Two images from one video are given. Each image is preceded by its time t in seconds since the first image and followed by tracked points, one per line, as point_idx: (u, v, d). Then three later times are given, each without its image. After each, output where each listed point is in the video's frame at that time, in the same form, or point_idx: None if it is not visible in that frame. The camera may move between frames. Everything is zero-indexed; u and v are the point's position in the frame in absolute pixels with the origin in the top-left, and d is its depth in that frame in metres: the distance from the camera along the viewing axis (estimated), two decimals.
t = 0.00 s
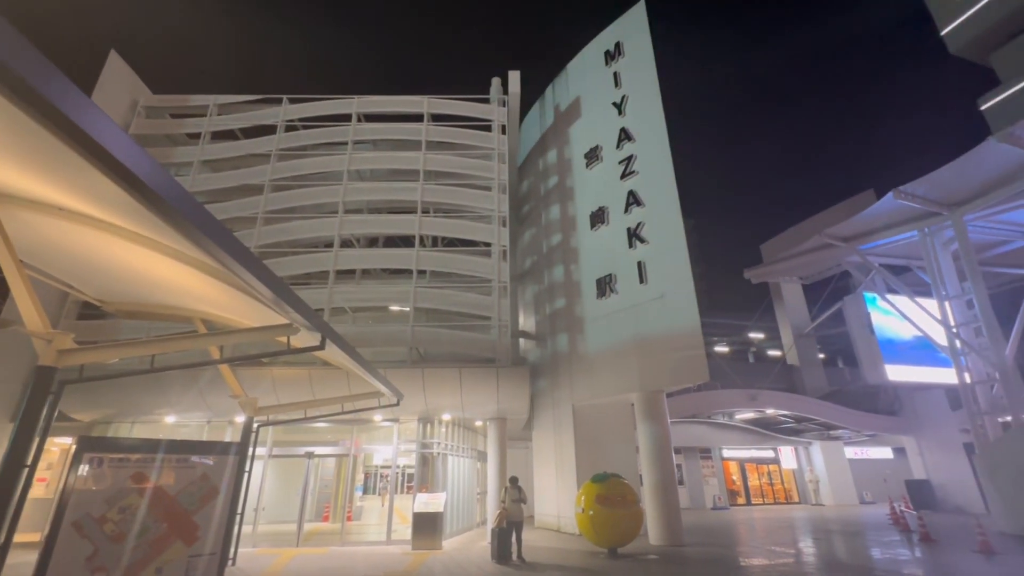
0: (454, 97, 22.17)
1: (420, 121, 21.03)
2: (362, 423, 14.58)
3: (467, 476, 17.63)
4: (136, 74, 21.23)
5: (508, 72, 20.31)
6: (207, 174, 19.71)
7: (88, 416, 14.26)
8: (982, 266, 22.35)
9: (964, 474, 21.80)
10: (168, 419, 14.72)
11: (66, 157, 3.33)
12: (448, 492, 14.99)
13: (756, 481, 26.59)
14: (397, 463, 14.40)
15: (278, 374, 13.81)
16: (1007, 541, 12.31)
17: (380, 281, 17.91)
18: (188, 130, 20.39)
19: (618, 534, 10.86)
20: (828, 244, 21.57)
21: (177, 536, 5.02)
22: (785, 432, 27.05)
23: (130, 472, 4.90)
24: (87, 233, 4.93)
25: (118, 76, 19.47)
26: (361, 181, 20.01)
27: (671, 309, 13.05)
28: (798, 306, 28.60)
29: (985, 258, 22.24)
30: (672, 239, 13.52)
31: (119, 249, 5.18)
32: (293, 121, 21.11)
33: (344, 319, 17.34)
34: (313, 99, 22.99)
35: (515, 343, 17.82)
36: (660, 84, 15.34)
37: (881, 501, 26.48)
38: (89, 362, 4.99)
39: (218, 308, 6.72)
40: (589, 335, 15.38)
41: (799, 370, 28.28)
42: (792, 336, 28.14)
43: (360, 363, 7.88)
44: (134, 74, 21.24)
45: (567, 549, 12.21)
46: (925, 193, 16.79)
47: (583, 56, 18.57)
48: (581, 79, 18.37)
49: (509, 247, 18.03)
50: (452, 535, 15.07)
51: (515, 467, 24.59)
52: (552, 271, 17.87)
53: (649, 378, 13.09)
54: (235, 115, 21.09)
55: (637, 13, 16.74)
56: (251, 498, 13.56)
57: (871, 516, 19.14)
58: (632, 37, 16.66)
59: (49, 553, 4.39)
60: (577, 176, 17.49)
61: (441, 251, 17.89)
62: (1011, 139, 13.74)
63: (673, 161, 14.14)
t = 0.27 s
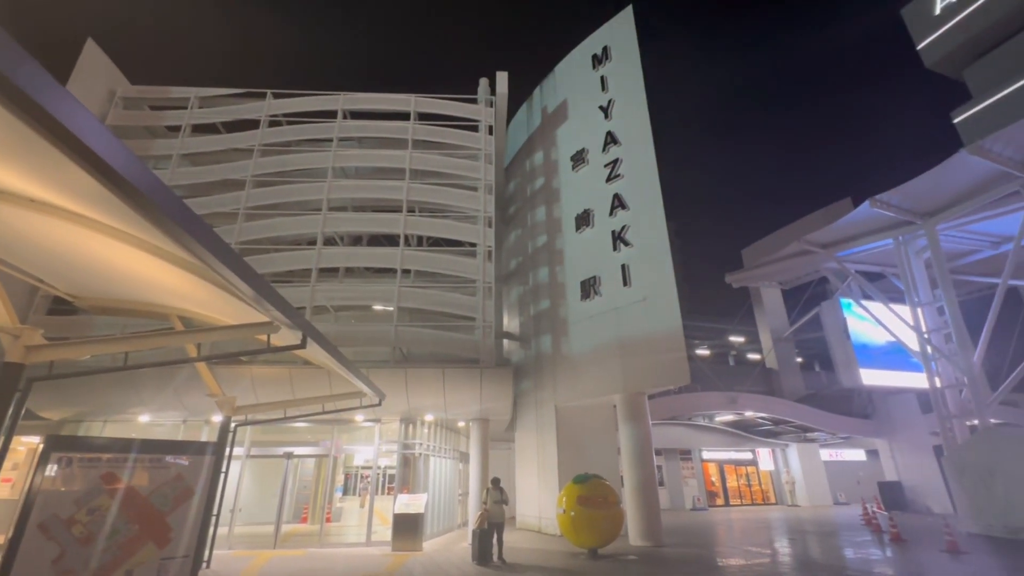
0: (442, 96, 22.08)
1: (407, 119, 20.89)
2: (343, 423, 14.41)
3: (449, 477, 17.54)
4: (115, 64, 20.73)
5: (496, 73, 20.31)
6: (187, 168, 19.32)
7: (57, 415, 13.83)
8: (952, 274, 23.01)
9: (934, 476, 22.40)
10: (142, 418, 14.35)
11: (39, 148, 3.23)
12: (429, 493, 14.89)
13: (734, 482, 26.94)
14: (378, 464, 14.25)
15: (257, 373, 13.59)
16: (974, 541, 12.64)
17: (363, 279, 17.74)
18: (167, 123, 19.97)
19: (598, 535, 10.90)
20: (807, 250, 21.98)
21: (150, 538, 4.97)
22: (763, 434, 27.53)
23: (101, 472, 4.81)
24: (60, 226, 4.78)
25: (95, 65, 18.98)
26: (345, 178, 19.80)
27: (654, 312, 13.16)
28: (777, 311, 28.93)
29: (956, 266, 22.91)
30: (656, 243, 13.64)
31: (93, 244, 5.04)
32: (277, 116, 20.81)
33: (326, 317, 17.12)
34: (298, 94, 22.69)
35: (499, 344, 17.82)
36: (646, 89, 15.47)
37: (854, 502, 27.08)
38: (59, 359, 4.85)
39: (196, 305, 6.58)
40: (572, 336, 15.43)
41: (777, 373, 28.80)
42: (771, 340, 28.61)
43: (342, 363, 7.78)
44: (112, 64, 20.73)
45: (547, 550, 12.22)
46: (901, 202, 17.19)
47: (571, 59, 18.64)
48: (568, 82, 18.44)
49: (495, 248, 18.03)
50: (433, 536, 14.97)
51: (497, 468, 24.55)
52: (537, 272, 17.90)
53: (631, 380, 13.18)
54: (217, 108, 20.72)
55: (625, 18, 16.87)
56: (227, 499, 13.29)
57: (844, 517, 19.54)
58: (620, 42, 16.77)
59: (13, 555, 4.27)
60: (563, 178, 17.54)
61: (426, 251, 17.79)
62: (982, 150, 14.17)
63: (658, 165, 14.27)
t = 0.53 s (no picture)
0: (427, 95, 21.96)
1: (391, 118, 20.73)
2: (321, 424, 14.23)
3: (428, 479, 17.42)
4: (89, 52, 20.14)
5: (481, 74, 20.31)
6: (163, 161, 18.85)
7: (20, 414, 13.30)
8: (920, 284, 23.76)
9: (901, 478, 23.05)
10: (110, 418, 13.88)
11: (10, 139, 3.12)
12: (408, 495, 14.75)
13: (711, 484, 27.29)
14: (356, 466, 14.04)
15: (233, 372, 13.32)
16: (937, 541, 13.05)
17: (343, 278, 17.50)
18: (143, 114, 19.49)
19: (575, 537, 10.94)
20: (783, 258, 22.40)
21: (117, 542, 4.93)
22: (739, 436, 27.93)
23: (65, 473, 4.65)
24: (30, 220, 4.62)
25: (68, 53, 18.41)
26: (327, 176, 19.53)
27: (634, 315, 13.26)
28: (754, 316, 29.43)
29: (924, 276, 23.68)
30: (637, 247, 13.77)
31: (65, 238, 4.89)
32: (258, 111, 20.44)
33: (305, 315, 16.79)
34: (280, 89, 22.36)
35: (480, 346, 17.77)
36: (630, 95, 15.63)
37: (825, 503, 27.71)
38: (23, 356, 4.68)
39: (170, 303, 6.42)
40: (553, 338, 15.48)
41: (754, 377, 29.32)
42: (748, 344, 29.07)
43: (320, 362, 7.66)
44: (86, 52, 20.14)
45: (525, 553, 12.21)
46: (874, 212, 17.64)
47: (556, 63, 18.73)
48: (553, 86, 18.52)
49: (478, 249, 18.00)
50: (411, 539, 14.82)
51: (477, 470, 24.45)
52: (519, 275, 17.91)
53: (611, 383, 13.27)
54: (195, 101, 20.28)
55: (610, 25, 17.03)
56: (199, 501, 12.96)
57: (816, 519, 19.95)
58: (605, 47, 16.91)
59: None
60: (547, 181, 17.59)
61: (408, 251, 17.64)
62: (951, 164, 14.65)
63: (641, 171, 14.42)
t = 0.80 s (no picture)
0: (409, 97, 21.83)
1: (373, 118, 20.54)
2: (294, 427, 13.98)
3: (403, 483, 17.19)
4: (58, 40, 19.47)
5: (465, 78, 20.31)
6: (134, 155, 18.31)
7: None
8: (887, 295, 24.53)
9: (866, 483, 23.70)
10: (70, 420, 13.33)
11: None
12: (382, 500, 14.54)
13: (684, 489, 27.61)
14: (330, 471, 13.73)
15: (203, 374, 12.95)
16: (899, 544, 13.43)
17: (320, 279, 17.22)
18: (114, 106, 18.93)
19: (551, 542, 10.93)
20: (758, 267, 22.85)
21: (74, 549, 4.74)
22: (712, 442, 28.35)
23: (20, 477, 4.37)
24: None
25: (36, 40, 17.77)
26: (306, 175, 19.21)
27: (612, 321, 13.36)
28: (730, 324, 29.91)
29: (890, 287, 24.53)
30: (616, 254, 13.89)
31: (27, 232, 4.69)
32: (235, 106, 20.02)
33: (280, 316, 16.47)
34: (259, 85, 21.96)
35: (459, 349, 17.68)
36: (612, 103, 15.80)
37: (794, 508, 28.31)
38: None
39: (139, 301, 6.22)
40: (532, 343, 15.48)
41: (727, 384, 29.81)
42: (722, 351, 29.54)
43: (295, 364, 7.49)
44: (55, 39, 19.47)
45: (500, 558, 12.14)
46: (844, 225, 18.18)
47: (540, 69, 18.82)
48: (536, 92, 18.60)
49: (458, 252, 17.92)
50: (385, 545, 14.61)
51: (452, 475, 24.28)
52: (499, 279, 17.88)
53: (588, 388, 13.33)
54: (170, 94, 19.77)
55: (594, 34, 17.20)
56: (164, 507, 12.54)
57: (785, 523, 20.34)
58: (588, 56, 17.08)
59: None
60: (528, 186, 17.62)
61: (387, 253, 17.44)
62: (918, 180, 15.20)
63: (622, 179, 14.56)
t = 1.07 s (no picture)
0: (392, 93, 21.61)
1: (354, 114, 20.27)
2: (265, 426, 13.70)
3: (377, 483, 16.98)
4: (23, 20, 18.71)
5: (449, 76, 20.21)
6: (103, 142, 17.70)
7: None
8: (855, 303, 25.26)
9: (831, 485, 24.37)
10: (27, 417, 12.76)
11: None
12: (356, 501, 14.31)
13: (658, 490, 27.93)
14: (301, 471, 13.55)
15: (171, 370, 12.55)
16: (860, 544, 13.86)
17: (297, 275, 16.89)
18: (83, 91, 18.28)
19: (525, 542, 10.92)
20: (733, 273, 23.25)
21: (30, 551, 4.48)
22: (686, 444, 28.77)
23: None
24: None
25: None
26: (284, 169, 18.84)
27: (590, 324, 13.43)
28: (704, 328, 30.42)
29: (858, 295, 25.39)
30: (596, 257, 13.97)
31: None
32: (212, 97, 19.53)
33: (253, 312, 16.10)
34: (237, 76, 21.48)
35: (437, 349, 17.55)
36: (595, 107, 15.90)
37: (763, 509, 28.91)
38: None
39: (105, 294, 6.00)
40: (510, 344, 15.46)
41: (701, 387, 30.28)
42: (697, 355, 29.99)
43: (267, 362, 7.32)
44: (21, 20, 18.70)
45: (474, 559, 12.07)
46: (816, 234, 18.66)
47: (524, 71, 18.84)
48: (520, 93, 18.61)
49: (438, 252, 17.80)
50: (357, 546, 14.38)
51: (427, 475, 24.09)
52: (479, 279, 17.82)
53: (565, 390, 13.37)
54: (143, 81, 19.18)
55: (578, 38, 17.30)
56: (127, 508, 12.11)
57: (754, 524, 20.75)
58: (572, 59, 17.15)
59: None
60: (510, 187, 17.60)
61: (366, 250, 17.21)
62: (885, 194, 15.72)
63: (603, 182, 14.66)
